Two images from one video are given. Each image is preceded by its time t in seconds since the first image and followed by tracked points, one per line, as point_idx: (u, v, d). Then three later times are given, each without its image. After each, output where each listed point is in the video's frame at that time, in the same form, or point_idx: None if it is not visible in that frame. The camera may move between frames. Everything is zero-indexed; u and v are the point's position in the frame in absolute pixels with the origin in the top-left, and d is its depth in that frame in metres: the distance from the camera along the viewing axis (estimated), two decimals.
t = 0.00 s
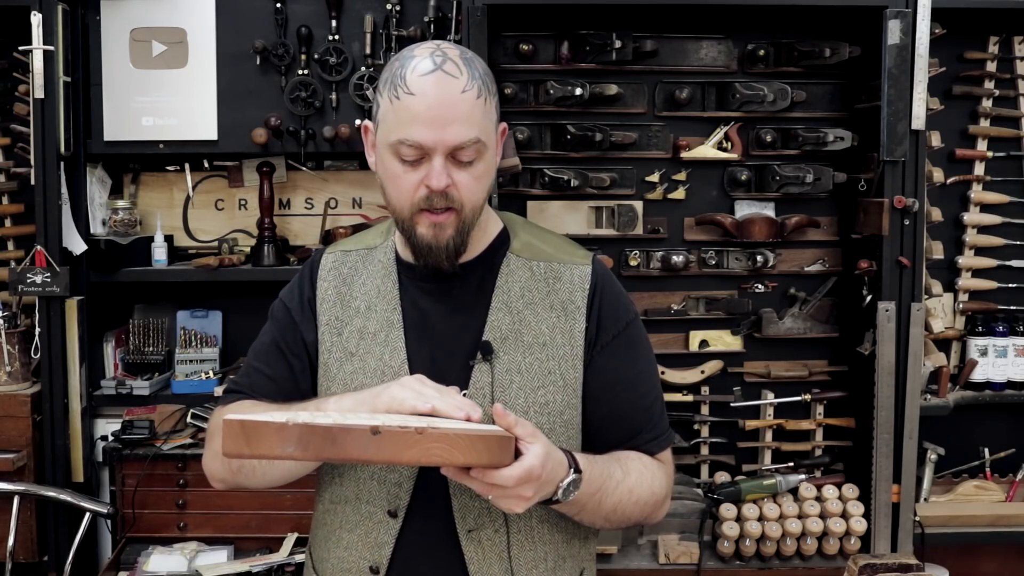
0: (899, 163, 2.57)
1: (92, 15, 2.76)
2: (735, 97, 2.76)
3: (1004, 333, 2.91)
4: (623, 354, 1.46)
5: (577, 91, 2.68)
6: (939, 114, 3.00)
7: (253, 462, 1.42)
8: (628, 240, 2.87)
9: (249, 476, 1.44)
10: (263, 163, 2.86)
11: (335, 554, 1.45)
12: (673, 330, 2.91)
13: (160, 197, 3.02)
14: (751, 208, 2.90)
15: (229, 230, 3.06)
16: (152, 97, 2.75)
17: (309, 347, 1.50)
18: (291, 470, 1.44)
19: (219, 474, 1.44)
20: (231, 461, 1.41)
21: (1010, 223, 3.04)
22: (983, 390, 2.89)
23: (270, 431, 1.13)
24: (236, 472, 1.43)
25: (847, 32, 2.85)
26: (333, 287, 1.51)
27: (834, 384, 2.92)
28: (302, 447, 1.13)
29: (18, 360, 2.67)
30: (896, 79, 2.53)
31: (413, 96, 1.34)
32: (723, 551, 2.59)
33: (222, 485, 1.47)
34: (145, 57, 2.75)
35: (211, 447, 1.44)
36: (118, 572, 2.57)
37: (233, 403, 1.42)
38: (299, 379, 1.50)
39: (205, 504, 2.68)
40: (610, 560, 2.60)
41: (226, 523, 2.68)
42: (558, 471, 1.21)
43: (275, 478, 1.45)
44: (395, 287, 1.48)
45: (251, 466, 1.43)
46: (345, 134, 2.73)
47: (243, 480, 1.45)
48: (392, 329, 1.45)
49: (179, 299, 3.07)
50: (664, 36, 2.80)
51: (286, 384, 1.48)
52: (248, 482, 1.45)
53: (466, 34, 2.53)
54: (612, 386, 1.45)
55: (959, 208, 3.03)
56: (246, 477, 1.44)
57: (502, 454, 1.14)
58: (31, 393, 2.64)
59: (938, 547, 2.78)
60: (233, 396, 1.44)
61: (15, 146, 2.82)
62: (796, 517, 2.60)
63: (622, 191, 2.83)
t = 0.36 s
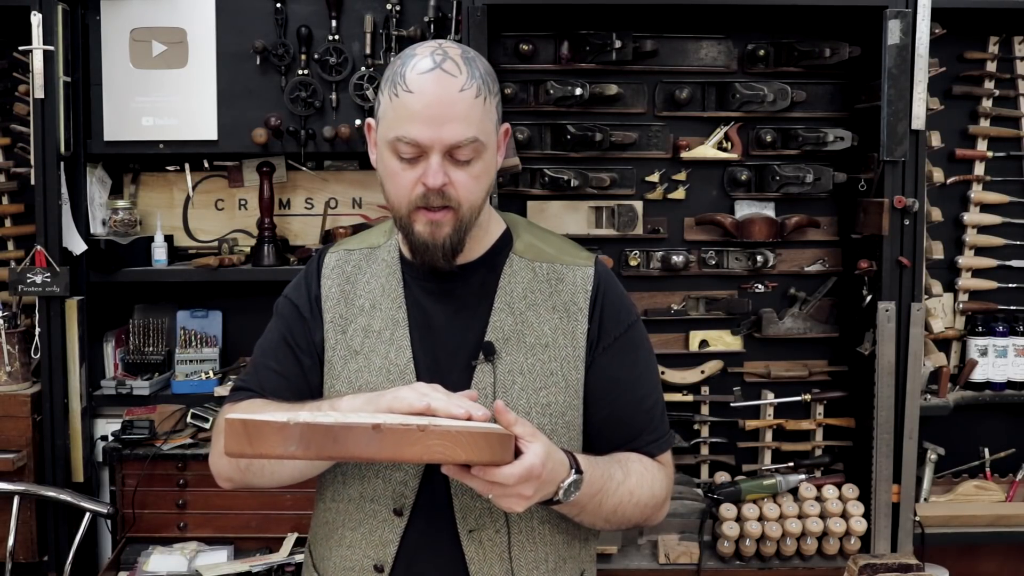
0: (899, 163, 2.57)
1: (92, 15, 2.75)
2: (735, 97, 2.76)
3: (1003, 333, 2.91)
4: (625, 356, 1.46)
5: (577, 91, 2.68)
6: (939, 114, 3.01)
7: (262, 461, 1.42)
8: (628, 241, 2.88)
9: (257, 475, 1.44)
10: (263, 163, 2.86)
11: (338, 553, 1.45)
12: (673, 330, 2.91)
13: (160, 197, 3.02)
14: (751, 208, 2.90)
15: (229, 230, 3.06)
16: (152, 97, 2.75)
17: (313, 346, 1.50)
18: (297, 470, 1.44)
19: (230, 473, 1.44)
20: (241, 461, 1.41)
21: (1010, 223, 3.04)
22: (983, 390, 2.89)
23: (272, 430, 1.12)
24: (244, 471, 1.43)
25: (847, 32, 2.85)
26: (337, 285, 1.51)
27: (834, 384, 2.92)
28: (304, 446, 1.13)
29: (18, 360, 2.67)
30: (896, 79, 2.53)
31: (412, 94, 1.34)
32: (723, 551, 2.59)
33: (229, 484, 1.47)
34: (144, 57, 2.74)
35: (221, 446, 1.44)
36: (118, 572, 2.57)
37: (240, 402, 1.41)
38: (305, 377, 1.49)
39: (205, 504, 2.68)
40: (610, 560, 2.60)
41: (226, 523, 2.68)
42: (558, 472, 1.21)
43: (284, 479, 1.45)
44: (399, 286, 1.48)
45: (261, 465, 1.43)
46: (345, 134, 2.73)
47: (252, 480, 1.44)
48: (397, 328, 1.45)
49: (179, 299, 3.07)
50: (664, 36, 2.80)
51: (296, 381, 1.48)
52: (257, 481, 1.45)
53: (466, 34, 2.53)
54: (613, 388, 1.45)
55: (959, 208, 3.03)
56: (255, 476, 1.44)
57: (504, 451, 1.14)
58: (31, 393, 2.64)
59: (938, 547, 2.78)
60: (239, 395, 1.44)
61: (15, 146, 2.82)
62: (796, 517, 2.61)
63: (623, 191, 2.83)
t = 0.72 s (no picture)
0: (899, 163, 2.57)
1: (92, 15, 2.75)
2: (735, 97, 2.76)
3: (1004, 333, 2.91)
4: (625, 356, 1.46)
5: (577, 91, 2.68)
6: (939, 114, 3.01)
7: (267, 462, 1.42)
8: (628, 241, 2.88)
9: (261, 476, 1.44)
10: (263, 163, 2.86)
11: (340, 552, 1.45)
12: (673, 330, 2.91)
13: (160, 197, 3.02)
14: (751, 208, 2.90)
15: (229, 230, 3.06)
16: (152, 97, 2.75)
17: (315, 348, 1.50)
18: (301, 469, 1.44)
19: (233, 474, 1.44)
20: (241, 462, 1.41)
21: (1010, 223, 3.04)
22: (983, 390, 2.89)
23: (274, 433, 1.12)
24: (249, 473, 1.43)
25: (847, 32, 2.85)
26: (338, 285, 1.51)
27: (834, 384, 2.92)
28: (306, 448, 1.13)
29: (18, 360, 2.67)
30: (896, 79, 2.53)
31: (405, 91, 1.34)
32: (723, 551, 2.59)
33: (232, 486, 1.47)
34: (144, 57, 2.74)
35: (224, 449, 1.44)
36: (119, 572, 2.57)
37: (244, 402, 1.41)
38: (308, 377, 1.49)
39: (205, 504, 2.68)
40: (610, 560, 2.61)
41: (226, 523, 2.68)
42: (559, 471, 1.21)
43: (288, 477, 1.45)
44: (401, 286, 1.48)
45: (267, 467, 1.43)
46: (345, 134, 2.73)
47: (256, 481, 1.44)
48: (398, 328, 1.45)
49: (179, 299, 3.07)
50: (664, 36, 2.80)
51: (295, 382, 1.47)
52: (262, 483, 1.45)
53: (466, 34, 2.53)
54: (614, 388, 1.45)
55: (959, 208, 3.03)
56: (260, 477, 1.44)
57: (504, 451, 1.14)
58: (31, 393, 2.64)
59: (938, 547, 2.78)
60: (242, 396, 1.44)
61: (15, 146, 2.82)
62: (796, 517, 2.61)
63: (623, 191, 2.83)
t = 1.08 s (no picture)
0: (899, 163, 2.57)
1: (92, 15, 2.75)
2: (735, 97, 2.76)
3: (1003, 333, 2.91)
4: (626, 355, 1.46)
5: (577, 91, 2.68)
6: (939, 114, 3.01)
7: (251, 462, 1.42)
8: (628, 241, 2.88)
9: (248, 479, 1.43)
10: (263, 164, 2.86)
11: (340, 554, 1.45)
12: (673, 330, 2.91)
13: (160, 197, 3.02)
14: (751, 208, 2.90)
15: (229, 230, 3.06)
16: (152, 97, 2.75)
17: (313, 351, 1.51)
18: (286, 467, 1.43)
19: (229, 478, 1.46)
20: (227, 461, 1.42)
21: (1010, 223, 3.04)
22: (983, 390, 2.89)
23: (279, 428, 1.13)
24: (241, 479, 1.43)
25: (847, 32, 2.85)
26: (336, 287, 1.51)
27: (834, 384, 2.92)
28: (311, 444, 1.13)
29: (18, 360, 2.67)
30: (896, 79, 2.53)
31: (399, 89, 1.34)
32: (723, 551, 2.59)
33: (231, 492, 1.48)
34: (144, 57, 2.74)
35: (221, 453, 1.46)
36: (119, 572, 2.57)
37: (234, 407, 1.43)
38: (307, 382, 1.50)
39: (206, 504, 2.68)
40: (610, 560, 2.61)
41: (226, 523, 2.68)
42: (562, 469, 1.21)
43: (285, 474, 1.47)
44: (398, 287, 1.48)
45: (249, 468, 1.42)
46: (345, 134, 2.73)
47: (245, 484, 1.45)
48: (396, 329, 1.45)
49: (179, 299, 3.07)
50: (664, 36, 2.80)
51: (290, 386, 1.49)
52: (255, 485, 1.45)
53: (466, 34, 2.53)
54: (615, 387, 1.45)
55: (959, 208, 3.03)
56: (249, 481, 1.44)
57: (510, 448, 1.14)
58: (31, 393, 2.64)
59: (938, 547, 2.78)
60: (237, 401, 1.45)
61: (15, 146, 2.82)
62: (796, 517, 2.61)
63: (622, 191, 2.83)
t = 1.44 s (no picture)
0: (899, 163, 2.57)
1: (92, 15, 2.76)
2: (735, 97, 2.76)
3: (1004, 333, 2.91)
4: (625, 353, 1.46)
5: (577, 91, 2.68)
6: (939, 114, 3.00)
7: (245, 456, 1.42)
8: (628, 241, 2.88)
9: (242, 475, 1.43)
10: (263, 164, 2.86)
11: (338, 553, 1.45)
12: (673, 330, 2.91)
13: (160, 197, 3.02)
14: (751, 208, 2.90)
15: (229, 230, 3.06)
16: (152, 97, 2.75)
17: (309, 351, 1.51)
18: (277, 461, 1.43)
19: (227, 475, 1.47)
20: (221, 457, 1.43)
21: (1010, 223, 3.04)
22: (983, 391, 2.89)
23: (273, 424, 1.15)
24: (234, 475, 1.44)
25: (847, 32, 2.85)
26: (333, 287, 1.52)
27: (834, 384, 2.92)
28: (305, 440, 1.15)
29: (18, 360, 2.67)
30: (896, 79, 2.53)
31: (396, 87, 1.34)
32: (723, 551, 2.59)
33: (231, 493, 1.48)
34: (144, 57, 2.74)
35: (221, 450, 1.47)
36: (119, 572, 2.57)
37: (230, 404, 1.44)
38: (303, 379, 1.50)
39: (205, 504, 2.68)
40: (610, 560, 2.61)
41: (226, 523, 2.68)
42: (559, 466, 1.21)
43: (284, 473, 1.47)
44: (395, 287, 1.48)
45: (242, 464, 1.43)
46: (345, 134, 2.73)
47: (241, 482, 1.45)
48: (392, 328, 1.45)
49: (179, 299, 3.07)
50: (664, 36, 2.80)
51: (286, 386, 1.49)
52: (250, 484, 1.45)
53: (466, 34, 2.53)
54: (614, 385, 1.45)
55: (959, 208, 3.03)
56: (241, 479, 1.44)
57: (504, 446, 1.14)
58: (31, 393, 2.64)
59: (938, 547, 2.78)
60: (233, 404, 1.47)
61: (15, 146, 2.82)
62: (796, 517, 2.60)
63: (622, 191, 2.83)
